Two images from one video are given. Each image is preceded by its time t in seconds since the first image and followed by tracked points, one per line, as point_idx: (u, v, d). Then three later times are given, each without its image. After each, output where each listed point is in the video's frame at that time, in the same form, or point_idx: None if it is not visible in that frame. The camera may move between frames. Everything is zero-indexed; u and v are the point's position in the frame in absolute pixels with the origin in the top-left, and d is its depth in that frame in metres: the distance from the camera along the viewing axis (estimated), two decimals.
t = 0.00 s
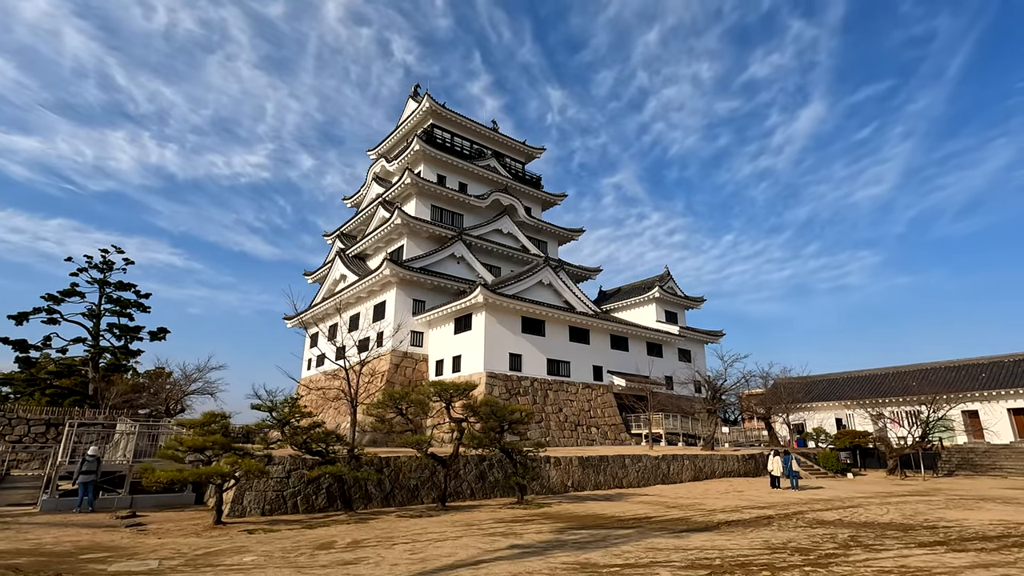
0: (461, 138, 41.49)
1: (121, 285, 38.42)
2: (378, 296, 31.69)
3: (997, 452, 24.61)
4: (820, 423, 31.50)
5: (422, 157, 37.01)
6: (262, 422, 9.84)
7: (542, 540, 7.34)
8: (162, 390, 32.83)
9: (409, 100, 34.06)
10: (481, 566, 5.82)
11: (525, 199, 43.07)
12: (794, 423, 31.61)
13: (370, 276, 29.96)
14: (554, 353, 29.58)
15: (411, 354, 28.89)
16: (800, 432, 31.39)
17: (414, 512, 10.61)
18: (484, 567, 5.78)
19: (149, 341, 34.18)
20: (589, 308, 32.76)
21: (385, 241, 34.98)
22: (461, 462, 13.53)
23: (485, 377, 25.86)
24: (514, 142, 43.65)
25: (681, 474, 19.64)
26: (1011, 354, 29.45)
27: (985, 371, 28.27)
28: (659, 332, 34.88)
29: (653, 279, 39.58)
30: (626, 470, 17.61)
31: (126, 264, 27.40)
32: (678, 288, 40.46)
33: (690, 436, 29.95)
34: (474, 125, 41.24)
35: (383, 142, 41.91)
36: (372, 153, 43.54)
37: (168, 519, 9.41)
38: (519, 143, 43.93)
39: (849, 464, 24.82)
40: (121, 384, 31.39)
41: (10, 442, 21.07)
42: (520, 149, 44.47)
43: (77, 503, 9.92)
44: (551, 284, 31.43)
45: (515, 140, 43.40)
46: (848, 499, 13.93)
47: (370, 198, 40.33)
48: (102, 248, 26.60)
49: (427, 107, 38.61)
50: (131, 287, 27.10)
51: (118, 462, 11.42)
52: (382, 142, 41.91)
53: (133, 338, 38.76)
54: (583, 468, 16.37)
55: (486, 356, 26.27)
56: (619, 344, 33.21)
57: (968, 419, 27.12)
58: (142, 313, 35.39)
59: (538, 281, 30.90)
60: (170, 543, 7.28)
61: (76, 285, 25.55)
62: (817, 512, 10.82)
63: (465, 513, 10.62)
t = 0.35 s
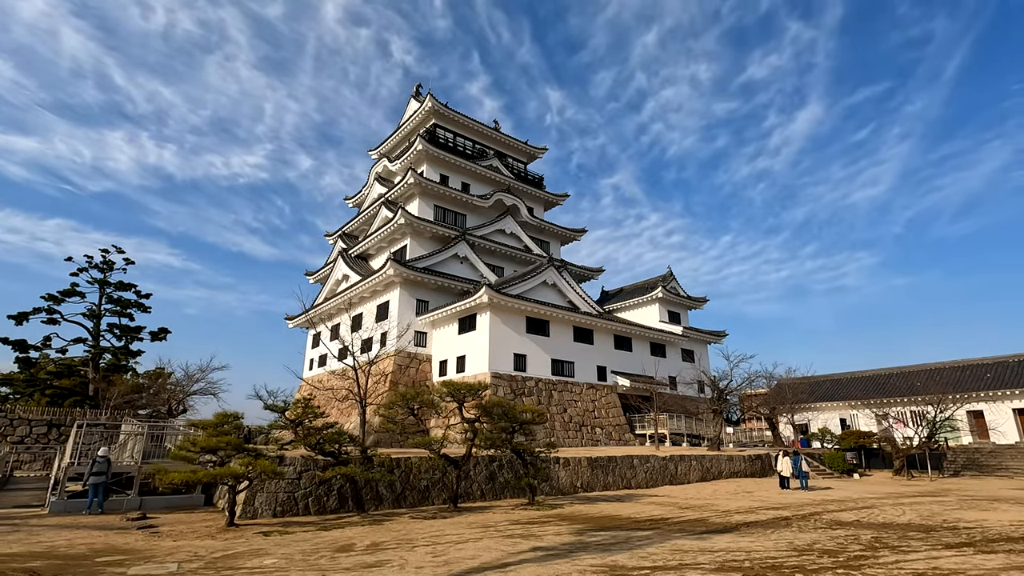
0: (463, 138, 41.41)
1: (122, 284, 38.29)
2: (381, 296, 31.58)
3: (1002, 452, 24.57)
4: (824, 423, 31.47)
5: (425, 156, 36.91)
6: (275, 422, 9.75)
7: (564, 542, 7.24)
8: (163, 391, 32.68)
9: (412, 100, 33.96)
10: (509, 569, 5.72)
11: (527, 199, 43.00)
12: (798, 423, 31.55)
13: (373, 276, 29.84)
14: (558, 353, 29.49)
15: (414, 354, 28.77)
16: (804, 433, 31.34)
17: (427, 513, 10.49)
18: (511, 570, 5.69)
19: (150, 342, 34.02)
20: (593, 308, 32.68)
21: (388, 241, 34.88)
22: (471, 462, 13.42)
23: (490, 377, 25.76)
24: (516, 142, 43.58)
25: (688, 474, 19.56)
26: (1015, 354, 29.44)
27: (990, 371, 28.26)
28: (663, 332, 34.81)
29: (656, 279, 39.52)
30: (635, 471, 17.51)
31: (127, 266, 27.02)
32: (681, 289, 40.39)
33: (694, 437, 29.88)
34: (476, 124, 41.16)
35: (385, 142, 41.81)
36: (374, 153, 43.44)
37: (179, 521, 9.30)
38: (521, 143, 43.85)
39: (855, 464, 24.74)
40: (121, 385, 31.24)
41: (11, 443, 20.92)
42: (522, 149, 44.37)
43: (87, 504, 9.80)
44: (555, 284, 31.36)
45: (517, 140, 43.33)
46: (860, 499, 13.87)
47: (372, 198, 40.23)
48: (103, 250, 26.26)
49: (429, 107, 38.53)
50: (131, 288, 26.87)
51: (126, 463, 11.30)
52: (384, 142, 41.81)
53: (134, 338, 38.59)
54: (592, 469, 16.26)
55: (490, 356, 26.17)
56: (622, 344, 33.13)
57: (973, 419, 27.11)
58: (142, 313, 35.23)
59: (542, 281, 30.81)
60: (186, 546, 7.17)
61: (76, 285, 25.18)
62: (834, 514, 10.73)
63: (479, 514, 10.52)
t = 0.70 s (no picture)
0: (465, 138, 41.30)
1: (123, 284, 38.23)
2: (384, 296, 31.50)
3: (1008, 452, 24.56)
4: (827, 423, 31.45)
5: (428, 156, 36.81)
6: (288, 422, 9.69)
7: (586, 544, 7.17)
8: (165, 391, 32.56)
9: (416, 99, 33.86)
10: (536, 572, 5.66)
11: (530, 199, 42.93)
12: (802, 423, 31.51)
13: (376, 276, 29.75)
14: (563, 353, 29.41)
15: (418, 354, 28.68)
16: (808, 433, 31.31)
17: (441, 514, 10.42)
18: (539, 573, 5.64)
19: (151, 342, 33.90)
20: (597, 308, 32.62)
21: (391, 241, 34.78)
22: (482, 463, 13.34)
23: (494, 377, 25.68)
24: (519, 141, 43.50)
25: (695, 475, 19.51)
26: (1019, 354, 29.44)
27: (994, 371, 28.25)
28: (666, 332, 34.75)
29: (659, 279, 39.47)
30: (643, 471, 17.45)
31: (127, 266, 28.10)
32: (684, 289, 40.35)
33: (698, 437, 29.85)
34: (479, 124, 41.06)
35: (387, 142, 41.71)
36: (376, 152, 43.34)
37: (191, 523, 9.21)
38: (523, 142, 43.77)
39: (861, 464, 24.71)
40: (122, 385, 31.12)
41: (13, 443, 20.81)
42: (524, 148, 44.29)
43: (99, 506, 9.74)
44: (559, 284, 31.27)
45: (520, 140, 43.26)
46: (872, 500, 13.81)
47: (375, 197, 40.14)
48: (104, 249, 27.47)
49: (432, 106, 38.42)
50: (131, 287, 27.81)
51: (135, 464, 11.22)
52: (386, 141, 41.72)
53: (134, 338, 38.48)
54: (600, 469, 16.19)
55: (495, 356, 26.09)
56: (626, 344, 33.06)
57: (977, 419, 27.10)
58: (144, 312, 35.08)
59: (546, 281, 30.74)
60: (204, 548, 7.08)
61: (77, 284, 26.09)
62: (850, 515, 10.69)
63: (493, 515, 10.44)
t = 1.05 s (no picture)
0: (466, 134, 41.14)
1: (121, 281, 37.93)
2: (385, 293, 31.36)
3: (1010, 449, 24.63)
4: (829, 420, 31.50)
5: (429, 152, 36.67)
6: (300, 419, 9.61)
7: (606, 541, 7.10)
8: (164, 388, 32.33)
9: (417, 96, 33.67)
10: (563, 568, 5.59)
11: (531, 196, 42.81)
12: (803, 421, 31.54)
13: (378, 273, 29.61)
14: (565, 351, 29.34)
15: (420, 351, 28.59)
16: (810, 430, 31.35)
17: (453, 511, 10.35)
18: (565, 569, 5.57)
19: (150, 339, 33.71)
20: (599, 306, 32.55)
21: (392, 238, 34.66)
22: (491, 461, 13.26)
23: (498, 374, 25.61)
24: (520, 138, 43.35)
25: (701, 472, 19.49)
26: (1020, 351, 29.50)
27: (996, 369, 28.27)
28: (668, 329, 34.72)
29: (660, 276, 39.43)
30: (649, 468, 17.41)
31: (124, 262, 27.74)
32: (685, 286, 40.32)
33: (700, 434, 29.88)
34: (480, 120, 40.94)
35: (388, 138, 41.51)
36: (376, 149, 43.20)
37: (202, 520, 9.10)
38: (524, 139, 43.61)
39: (864, 462, 24.74)
40: (121, 382, 30.85)
41: (13, 441, 20.59)
42: (525, 145, 44.19)
43: (107, 504, 9.61)
44: (561, 281, 31.19)
45: (521, 137, 43.11)
46: (880, 496, 13.80)
47: (375, 194, 40.00)
48: (102, 245, 27.06)
49: (433, 102, 38.24)
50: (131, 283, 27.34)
51: (143, 461, 11.12)
52: (387, 138, 41.51)
53: (133, 335, 38.21)
54: (607, 466, 16.13)
55: (498, 354, 26.02)
56: (628, 341, 33.01)
57: (979, 417, 27.18)
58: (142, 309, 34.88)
59: (549, 278, 30.66)
60: (221, 545, 6.99)
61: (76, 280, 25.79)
62: (863, 511, 10.65)
63: (506, 512, 10.36)
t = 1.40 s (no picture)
0: (468, 129, 40.93)
1: (121, 277, 37.76)
2: (388, 288, 31.21)
3: (1013, 444, 24.66)
4: (831, 416, 31.53)
5: (431, 148, 36.49)
6: (314, 415, 9.52)
7: (627, 537, 7.04)
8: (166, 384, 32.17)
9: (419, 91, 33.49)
10: (590, 565, 5.52)
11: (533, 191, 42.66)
12: (806, 416, 31.57)
13: (381, 268, 29.45)
14: (569, 347, 29.28)
15: (423, 347, 28.49)
16: (813, 426, 31.38)
17: (467, 508, 10.27)
18: (593, 566, 5.49)
19: (150, 335, 33.51)
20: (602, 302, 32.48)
21: (394, 233, 34.50)
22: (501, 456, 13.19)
23: (502, 370, 25.54)
24: (521, 134, 43.17)
25: (707, 468, 19.47)
26: None
27: (999, 365, 28.30)
28: (670, 325, 34.68)
29: (662, 272, 39.37)
30: (656, 463, 17.38)
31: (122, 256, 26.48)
32: (687, 282, 40.27)
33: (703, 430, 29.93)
34: (482, 115, 40.76)
35: (389, 133, 41.30)
36: (378, 144, 43.00)
37: (213, 516, 9.01)
38: (526, 135, 43.43)
39: (868, 457, 24.74)
40: (122, 378, 30.67)
41: (15, 438, 20.48)
42: (527, 141, 44.01)
43: (118, 500, 9.53)
44: (565, 277, 31.11)
45: (523, 132, 42.92)
46: (891, 492, 13.77)
47: (377, 190, 39.82)
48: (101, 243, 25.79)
49: (435, 97, 38.05)
50: (131, 279, 26.38)
51: (153, 457, 11.03)
52: (388, 133, 41.30)
53: (133, 331, 38.03)
54: (616, 462, 16.08)
55: (502, 349, 25.95)
56: (630, 337, 32.97)
57: (981, 413, 27.23)
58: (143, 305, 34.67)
59: (552, 274, 30.58)
60: (239, 542, 6.91)
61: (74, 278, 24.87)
62: (877, 507, 10.61)
63: (519, 508, 10.29)
